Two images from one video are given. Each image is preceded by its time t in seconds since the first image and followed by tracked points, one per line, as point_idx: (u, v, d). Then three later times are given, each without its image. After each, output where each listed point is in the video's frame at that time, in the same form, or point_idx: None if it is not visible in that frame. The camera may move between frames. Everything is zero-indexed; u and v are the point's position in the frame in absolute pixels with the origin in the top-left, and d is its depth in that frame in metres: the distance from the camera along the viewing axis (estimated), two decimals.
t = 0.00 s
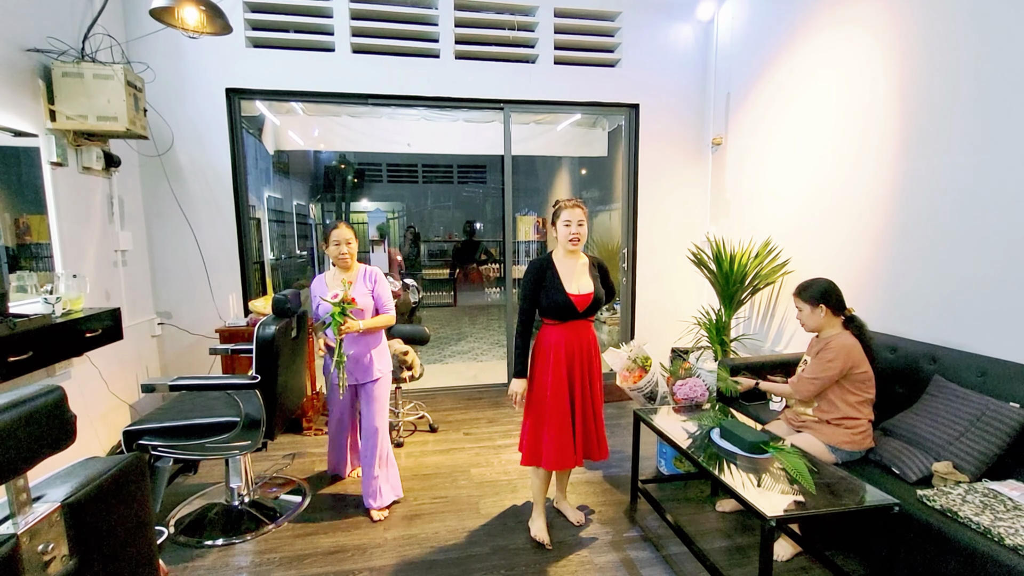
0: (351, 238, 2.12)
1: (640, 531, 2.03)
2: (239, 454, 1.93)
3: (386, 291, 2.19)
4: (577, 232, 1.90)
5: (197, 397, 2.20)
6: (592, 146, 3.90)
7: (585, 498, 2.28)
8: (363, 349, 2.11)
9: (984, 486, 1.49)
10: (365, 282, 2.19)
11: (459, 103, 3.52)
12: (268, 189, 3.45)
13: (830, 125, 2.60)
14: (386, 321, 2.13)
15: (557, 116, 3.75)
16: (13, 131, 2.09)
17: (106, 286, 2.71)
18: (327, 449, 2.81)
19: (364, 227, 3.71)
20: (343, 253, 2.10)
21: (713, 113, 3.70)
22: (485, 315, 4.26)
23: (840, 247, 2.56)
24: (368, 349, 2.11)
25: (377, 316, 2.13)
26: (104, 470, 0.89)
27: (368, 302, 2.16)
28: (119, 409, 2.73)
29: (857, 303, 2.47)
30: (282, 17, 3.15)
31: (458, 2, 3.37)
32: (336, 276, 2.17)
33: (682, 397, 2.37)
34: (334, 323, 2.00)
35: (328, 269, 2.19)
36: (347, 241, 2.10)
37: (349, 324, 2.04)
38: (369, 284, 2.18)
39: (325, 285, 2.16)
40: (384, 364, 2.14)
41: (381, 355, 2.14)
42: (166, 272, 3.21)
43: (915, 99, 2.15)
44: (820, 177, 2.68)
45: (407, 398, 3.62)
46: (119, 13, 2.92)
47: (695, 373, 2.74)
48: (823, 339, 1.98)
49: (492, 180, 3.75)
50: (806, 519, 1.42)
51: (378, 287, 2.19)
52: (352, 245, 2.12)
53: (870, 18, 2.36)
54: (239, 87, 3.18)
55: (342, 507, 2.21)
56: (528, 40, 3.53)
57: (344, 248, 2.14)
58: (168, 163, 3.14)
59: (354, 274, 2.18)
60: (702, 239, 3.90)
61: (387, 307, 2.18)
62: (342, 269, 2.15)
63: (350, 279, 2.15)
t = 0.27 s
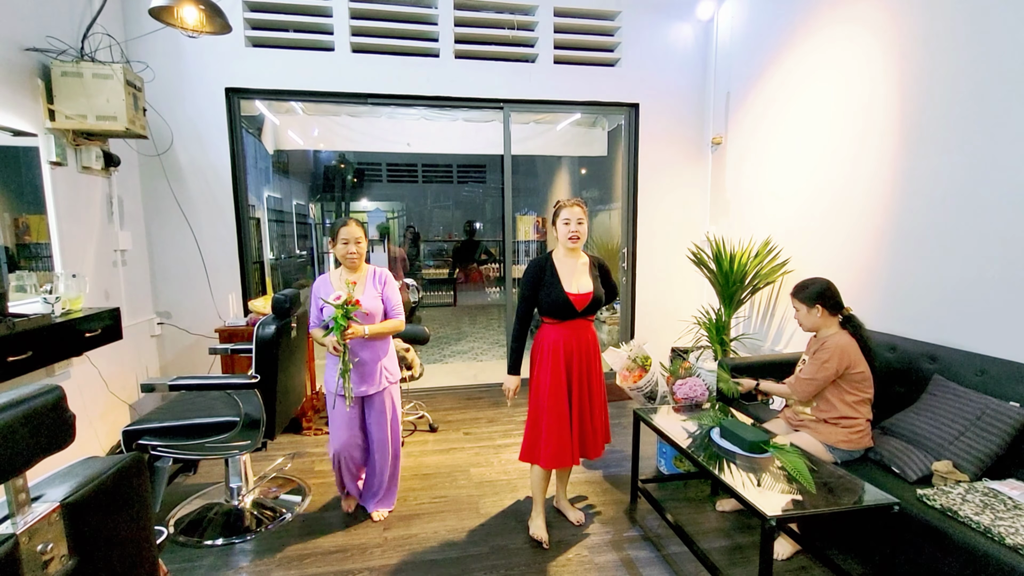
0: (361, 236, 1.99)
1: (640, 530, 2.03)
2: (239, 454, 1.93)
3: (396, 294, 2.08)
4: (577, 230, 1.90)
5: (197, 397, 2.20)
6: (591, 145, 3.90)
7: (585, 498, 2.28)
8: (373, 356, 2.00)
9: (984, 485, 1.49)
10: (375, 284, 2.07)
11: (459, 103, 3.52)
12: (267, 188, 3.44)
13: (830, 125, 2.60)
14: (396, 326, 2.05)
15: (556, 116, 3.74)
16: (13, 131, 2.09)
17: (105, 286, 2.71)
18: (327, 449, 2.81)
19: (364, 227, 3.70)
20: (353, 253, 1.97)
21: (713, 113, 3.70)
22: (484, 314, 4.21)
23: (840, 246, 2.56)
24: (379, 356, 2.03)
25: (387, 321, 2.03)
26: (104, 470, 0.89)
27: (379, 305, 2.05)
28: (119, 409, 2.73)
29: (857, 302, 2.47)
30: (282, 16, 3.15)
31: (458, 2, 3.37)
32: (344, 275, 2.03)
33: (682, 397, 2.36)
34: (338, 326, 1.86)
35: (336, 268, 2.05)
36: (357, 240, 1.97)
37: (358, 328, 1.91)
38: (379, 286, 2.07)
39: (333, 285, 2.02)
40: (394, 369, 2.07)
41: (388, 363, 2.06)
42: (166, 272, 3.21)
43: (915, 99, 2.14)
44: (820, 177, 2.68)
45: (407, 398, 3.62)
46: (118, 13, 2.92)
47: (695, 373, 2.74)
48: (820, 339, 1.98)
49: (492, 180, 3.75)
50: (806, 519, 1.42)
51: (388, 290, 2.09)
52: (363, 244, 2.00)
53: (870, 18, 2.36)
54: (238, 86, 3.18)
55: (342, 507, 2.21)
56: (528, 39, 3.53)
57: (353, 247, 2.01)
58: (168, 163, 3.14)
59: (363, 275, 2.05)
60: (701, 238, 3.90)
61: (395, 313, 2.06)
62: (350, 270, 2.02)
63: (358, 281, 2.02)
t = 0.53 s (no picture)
0: (361, 240, 1.77)
1: (639, 530, 2.03)
2: (238, 454, 1.93)
3: (398, 305, 1.88)
4: (572, 229, 1.89)
5: (197, 397, 2.20)
6: (591, 145, 3.90)
7: (585, 498, 2.28)
8: (376, 372, 1.80)
9: (984, 485, 1.49)
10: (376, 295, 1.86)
11: (458, 102, 3.52)
12: (267, 188, 3.44)
13: (830, 125, 2.60)
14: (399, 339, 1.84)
15: (556, 115, 3.74)
16: (12, 131, 2.09)
17: (104, 286, 2.71)
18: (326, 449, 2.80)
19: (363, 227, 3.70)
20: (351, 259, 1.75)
21: (713, 113, 3.70)
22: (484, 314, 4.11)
23: (840, 246, 2.56)
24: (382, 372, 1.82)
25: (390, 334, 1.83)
26: (104, 470, 0.89)
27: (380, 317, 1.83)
28: (119, 409, 2.73)
29: (856, 302, 2.47)
30: (281, 16, 3.15)
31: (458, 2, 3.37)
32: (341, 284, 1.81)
33: (681, 396, 2.37)
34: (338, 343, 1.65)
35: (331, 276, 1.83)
36: (356, 245, 1.75)
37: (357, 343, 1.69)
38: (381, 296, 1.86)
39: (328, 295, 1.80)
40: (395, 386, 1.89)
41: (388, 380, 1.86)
42: (165, 272, 3.21)
43: (914, 98, 2.15)
44: (820, 177, 2.68)
45: (406, 398, 3.62)
46: (117, 13, 2.92)
47: (695, 373, 2.74)
48: (818, 338, 1.98)
49: (492, 180, 3.75)
50: (806, 518, 1.42)
51: (390, 301, 1.88)
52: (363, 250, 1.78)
53: (869, 18, 2.36)
54: (238, 86, 3.17)
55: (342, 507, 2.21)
56: (528, 40, 3.53)
57: (349, 253, 1.79)
58: (167, 163, 3.14)
59: (362, 284, 1.84)
60: (701, 238, 3.90)
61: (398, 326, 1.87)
62: (348, 278, 1.80)
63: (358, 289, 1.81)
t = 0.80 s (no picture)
0: (344, 242, 1.60)
1: (639, 530, 2.03)
2: (238, 454, 1.93)
3: (392, 312, 1.73)
4: (565, 231, 1.89)
5: (197, 397, 2.20)
6: (591, 145, 3.90)
7: (585, 498, 2.28)
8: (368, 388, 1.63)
9: (983, 484, 1.49)
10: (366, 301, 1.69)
11: (458, 103, 3.52)
12: (267, 189, 3.45)
13: (830, 124, 2.60)
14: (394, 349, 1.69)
15: (556, 115, 3.74)
16: (11, 131, 2.09)
17: (104, 286, 2.71)
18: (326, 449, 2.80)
19: (364, 227, 3.70)
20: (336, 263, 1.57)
21: (713, 113, 3.70)
22: (484, 314, 4.25)
23: (839, 246, 2.57)
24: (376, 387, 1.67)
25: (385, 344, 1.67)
26: (104, 470, 0.89)
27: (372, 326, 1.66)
28: (118, 409, 2.73)
29: (856, 302, 2.47)
30: (281, 16, 3.15)
31: (457, 2, 3.37)
32: (327, 291, 1.64)
33: (681, 396, 2.37)
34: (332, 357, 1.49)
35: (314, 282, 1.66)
36: (340, 247, 1.57)
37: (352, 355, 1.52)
38: (371, 302, 1.70)
39: (313, 304, 1.63)
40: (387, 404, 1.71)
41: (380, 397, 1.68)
42: (165, 272, 3.21)
43: (914, 99, 2.15)
44: (820, 177, 2.68)
45: (406, 399, 3.62)
46: (117, 13, 2.92)
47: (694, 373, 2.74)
48: (818, 338, 1.98)
49: (492, 180, 3.75)
50: (806, 518, 1.42)
51: (383, 308, 1.72)
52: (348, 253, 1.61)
53: (869, 18, 2.36)
54: (238, 86, 3.17)
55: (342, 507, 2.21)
56: (528, 40, 3.53)
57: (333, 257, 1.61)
58: (167, 163, 3.14)
59: (350, 289, 1.67)
60: (701, 238, 3.90)
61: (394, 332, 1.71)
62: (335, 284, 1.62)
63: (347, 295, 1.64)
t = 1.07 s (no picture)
0: (328, 246, 1.40)
1: (640, 530, 2.03)
2: (239, 454, 1.93)
3: (392, 324, 1.49)
4: (565, 232, 1.89)
5: (197, 397, 2.20)
6: (591, 146, 3.90)
7: (585, 498, 2.28)
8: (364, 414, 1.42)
9: (983, 484, 1.49)
10: (360, 312, 1.46)
11: (459, 103, 3.52)
12: (267, 189, 3.45)
13: (830, 124, 2.60)
14: (393, 366, 1.44)
15: (556, 116, 3.75)
16: (12, 132, 2.09)
17: (105, 286, 2.71)
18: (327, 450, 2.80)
19: (364, 228, 3.71)
20: (317, 271, 1.38)
21: (713, 113, 3.70)
22: (484, 315, 4.24)
23: (839, 246, 2.57)
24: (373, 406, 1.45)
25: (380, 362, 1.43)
26: (105, 470, 0.89)
27: (365, 341, 1.44)
28: (119, 410, 2.73)
29: (856, 302, 2.47)
30: (281, 16, 3.15)
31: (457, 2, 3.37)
32: (316, 301, 1.45)
33: (682, 396, 2.37)
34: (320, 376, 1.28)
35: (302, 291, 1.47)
36: (320, 252, 1.37)
37: (333, 381, 1.30)
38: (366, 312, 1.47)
39: (298, 317, 1.43)
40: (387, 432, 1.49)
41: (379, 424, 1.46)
42: (166, 272, 3.21)
43: (914, 99, 2.15)
44: (820, 177, 2.68)
45: (406, 399, 3.62)
46: (118, 13, 2.92)
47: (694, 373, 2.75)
48: (820, 338, 1.98)
49: (492, 180, 3.75)
50: (807, 518, 1.42)
51: (382, 319, 1.48)
52: (331, 258, 1.40)
53: (869, 18, 2.36)
54: (238, 87, 3.17)
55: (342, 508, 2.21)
56: (528, 40, 3.53)
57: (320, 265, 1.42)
58: (167, 164, 3.14)
59: (343, 298, 1.46)
60: (701, 238, 3.90)
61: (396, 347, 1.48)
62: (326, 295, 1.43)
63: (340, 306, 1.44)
